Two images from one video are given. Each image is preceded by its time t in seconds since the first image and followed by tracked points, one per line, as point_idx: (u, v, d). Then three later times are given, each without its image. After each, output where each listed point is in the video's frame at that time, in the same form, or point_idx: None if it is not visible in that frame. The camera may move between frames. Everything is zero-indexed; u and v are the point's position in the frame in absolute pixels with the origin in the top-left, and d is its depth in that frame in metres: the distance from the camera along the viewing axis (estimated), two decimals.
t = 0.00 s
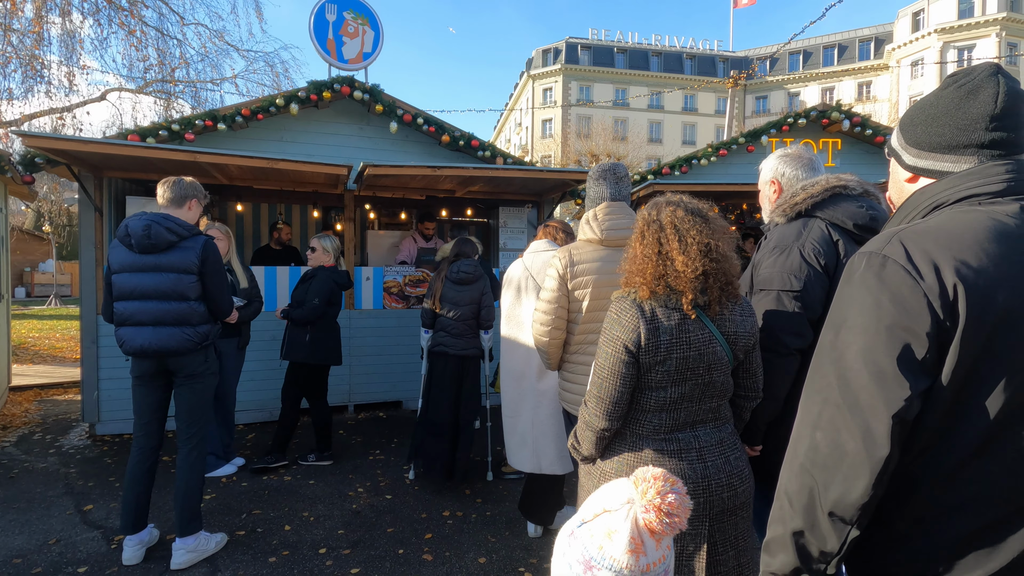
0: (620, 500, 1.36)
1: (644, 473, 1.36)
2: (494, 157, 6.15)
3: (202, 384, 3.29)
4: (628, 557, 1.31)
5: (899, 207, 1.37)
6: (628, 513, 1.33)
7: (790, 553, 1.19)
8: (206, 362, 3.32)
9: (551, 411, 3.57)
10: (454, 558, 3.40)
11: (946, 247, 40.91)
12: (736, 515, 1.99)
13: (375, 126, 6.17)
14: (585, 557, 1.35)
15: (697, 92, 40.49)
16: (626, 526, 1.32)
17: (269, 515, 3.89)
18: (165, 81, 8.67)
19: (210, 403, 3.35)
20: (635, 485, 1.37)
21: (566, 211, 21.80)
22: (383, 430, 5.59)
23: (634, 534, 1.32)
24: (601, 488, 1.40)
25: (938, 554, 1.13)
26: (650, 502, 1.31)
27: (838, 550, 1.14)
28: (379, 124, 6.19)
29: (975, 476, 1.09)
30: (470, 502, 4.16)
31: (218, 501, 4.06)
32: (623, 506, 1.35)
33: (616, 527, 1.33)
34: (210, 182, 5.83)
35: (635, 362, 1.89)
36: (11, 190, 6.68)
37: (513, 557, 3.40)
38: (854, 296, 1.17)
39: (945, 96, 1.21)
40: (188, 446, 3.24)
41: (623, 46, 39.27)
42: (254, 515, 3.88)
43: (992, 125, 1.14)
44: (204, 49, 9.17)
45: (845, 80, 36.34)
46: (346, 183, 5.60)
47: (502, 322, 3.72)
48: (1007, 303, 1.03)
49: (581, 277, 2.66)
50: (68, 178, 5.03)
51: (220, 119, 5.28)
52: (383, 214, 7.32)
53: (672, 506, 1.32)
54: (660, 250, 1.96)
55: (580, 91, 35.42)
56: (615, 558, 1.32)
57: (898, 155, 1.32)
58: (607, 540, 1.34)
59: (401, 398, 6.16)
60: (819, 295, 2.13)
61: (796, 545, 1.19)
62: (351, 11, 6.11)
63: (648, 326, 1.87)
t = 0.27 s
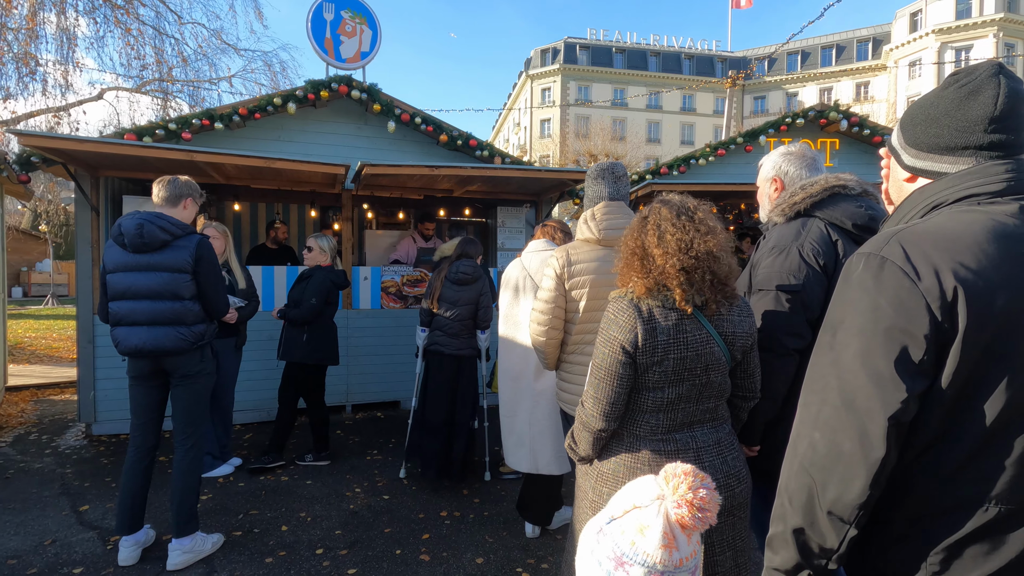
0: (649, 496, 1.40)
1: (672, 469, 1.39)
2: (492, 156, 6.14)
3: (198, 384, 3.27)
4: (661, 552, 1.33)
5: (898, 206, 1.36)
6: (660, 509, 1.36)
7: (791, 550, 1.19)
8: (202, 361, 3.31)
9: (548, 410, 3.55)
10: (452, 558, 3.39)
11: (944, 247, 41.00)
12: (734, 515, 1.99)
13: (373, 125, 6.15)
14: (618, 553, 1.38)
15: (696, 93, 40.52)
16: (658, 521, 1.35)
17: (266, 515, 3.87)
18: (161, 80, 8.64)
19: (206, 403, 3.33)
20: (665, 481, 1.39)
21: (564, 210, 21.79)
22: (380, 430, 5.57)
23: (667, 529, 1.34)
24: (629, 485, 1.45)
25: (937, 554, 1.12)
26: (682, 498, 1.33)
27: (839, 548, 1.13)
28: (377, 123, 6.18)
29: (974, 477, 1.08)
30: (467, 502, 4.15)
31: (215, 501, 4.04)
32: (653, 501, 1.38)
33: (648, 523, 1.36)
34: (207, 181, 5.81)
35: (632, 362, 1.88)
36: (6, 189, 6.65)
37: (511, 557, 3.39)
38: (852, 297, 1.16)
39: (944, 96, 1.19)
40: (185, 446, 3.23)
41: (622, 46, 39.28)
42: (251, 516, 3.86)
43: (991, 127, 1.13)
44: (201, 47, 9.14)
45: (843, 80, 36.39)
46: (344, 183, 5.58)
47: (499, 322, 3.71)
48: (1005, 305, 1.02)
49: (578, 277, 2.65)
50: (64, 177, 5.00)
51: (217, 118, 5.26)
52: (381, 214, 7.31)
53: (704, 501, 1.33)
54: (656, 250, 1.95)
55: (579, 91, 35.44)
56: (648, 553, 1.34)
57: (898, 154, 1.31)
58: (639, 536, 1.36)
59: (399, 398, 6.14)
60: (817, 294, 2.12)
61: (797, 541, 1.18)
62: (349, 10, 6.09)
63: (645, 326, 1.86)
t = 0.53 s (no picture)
0: (654, 498, 1.37)
1: (677, 471, 1.37)
2: (489, 156, 6.12)
3: (192, 385, 3.24)
4: (665, 554, 1.31)
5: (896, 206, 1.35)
6: (664, 511, 1.33)
7: (787, 554, 1.16)
8: (195, 362, 3.27)
9: (545, 411, 3.53)
10: (448, 560, 3.36)
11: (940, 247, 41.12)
12: (731, 517, 1.96)
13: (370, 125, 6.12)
14: (620, 556, 1.35)
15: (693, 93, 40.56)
16: (663, 522, 1.32)
17: (261, 517, 3.84)
18: (157, 79, 8.59)
19: (200, 405, 3.29)
20: (669, 483, 1.37)
21: (562, 210, 21.77)
22: (376, 431, 5.54)
23: (671, 531, 1.32)
24: (632, 487, 1.42)
25: (934, 557, 1.10)
26: (687, 498, 1.32)
27: (836, 551, 1.11)
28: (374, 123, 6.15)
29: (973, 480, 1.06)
30: (463, 503, 4.12)
31: (210, 503, 4.00)
32: (657, 503, 1.36)
33: (653, 524, 1.33)
34: (203, 180, 5.77)
35: (628, 362, 1.86)
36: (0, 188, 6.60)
37: (507, 559, 3.37)
38: (848, 299, 1.14)
39: (943, 96, 1.17)
40: (178, 449, 3.19)
41: (620, 47, 39.28)
42: (246, 517, 3.82)
43: (990, 128, 1.10)
44: (198, 46, 9.09)
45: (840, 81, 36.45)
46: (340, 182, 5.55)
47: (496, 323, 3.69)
48: (1001, 305, 1.00)
49: (575, 277, 2.63)
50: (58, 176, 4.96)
51: (213, 117, 5.22)
52: (377, 213, 7.29)
53: (708, 502, 1.33)
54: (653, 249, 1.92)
55: (577, 91, 35.42)
56: (653, 555, 1.31)
57: (896, 153, 1.29)
58: (644, 537, 1.33)
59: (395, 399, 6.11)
60: (815, 294, 2.11)
61: (794, 545, 1.16)
62: (346, 9, 6.06)
63: (641, 326, 1.84)
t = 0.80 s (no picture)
0: (641, 508, 1.34)
1: (664, 479, 1.33)
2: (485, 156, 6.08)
3: (185, 387, 3.19)
4: (654, 565, 1.28)
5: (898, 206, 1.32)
6: (652, 521, 1.30)
7: (785, 563, 1.13)
8: (188, 363, 3.22)
9: (542, 412, 3.49)
10: (445, 563, 3.32)
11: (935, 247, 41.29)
12: (729, 521, 1.93)
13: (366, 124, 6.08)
14: (608, 567, 1.34)
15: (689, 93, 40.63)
16: (651, 533, 1.29)
17: (255, 519, 3.79)
18: (151, 78, 8.52)
19: (192, 406, 3.24)
20: (657, 491, 1.33)
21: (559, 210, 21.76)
22: (372, 432, 5.49)
23: (660, 541, 1.29)
24: (620, 497, 1.39)
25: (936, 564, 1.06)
26: (675, 508, 1.28)
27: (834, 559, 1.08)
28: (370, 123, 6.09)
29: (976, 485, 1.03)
30: (459, 505, 4.08)
31: (203, 506, 3.95)
32: (645, 513, 1.33)
33: (641, 535, 1.30)
34: (196, 180, 5.72)
35: (625, 364, 1.83)
36: None
37: (503, 562, 3.33)
38: (844, 302, 1.11)
39: (942, 96, 1.14)
40: (170, 452, 3.14)
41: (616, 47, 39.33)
42: (239, 520, 3.77)
43: (989, 130, 1.07)
44: (193, 45, 9.02)
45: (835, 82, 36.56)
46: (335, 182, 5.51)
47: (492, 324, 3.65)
48: (1001, 307, 0.97)
49: (572, 277, 2.60)
50: (49, 176, 4.90)
51: (207, 116, 5.17)
52: (373, 213, 7.24)
53: (697, 510, 1.29)
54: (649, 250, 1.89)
55: (574, 92, 35.42)
56: (641, 567, 1.29)
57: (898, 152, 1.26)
58: (631, 549, 1.31)
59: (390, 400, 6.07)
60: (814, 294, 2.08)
61: (793, 552, 1.12)
62: (341, 8, 6.00)
63: (638, 327, 1.81)
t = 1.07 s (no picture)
0: (638, 519, 1.29)
1: (660, 488, 1.29)
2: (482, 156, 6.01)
3: (178, 391, 3.11)
4: None
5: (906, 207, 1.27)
6: (650, 532, 1.25)
7: (783, 571, 1.08)
8: (184, 368, 3.15)
9: (539, 415, 3.43)
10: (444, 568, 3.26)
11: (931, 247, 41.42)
12: (730, 528, 1.88)
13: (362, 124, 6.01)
14: None
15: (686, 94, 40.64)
16: (650, 545, 1.23)
17: (250, 524, 3.72)
18: (146, 77, 8.42)
19: (186, 410, 3.17)
20: (654, 501, 1.29)
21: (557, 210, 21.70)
22: (367, 434, 5.43)
23: (660, 553, 1.22)
24: (617, 509, 1.35)
25: None
26: (673, 517, 1.24)
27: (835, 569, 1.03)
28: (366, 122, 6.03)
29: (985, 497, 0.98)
30: (456, 508, 4.02)
31: (196, 510, 3.88)
32: (643, 524, 1.28)
33: (639, 548, 1.25)
34: (189, 180, 5.64)
35: (625, 368, 1.78)
36: None
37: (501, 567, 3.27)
38: (846, 306, 1.06)
39: (949, 97, 1.09)
40: (161, 456, 3.06)
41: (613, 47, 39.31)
42: (233, 525, 3.70)
43: (996, 132, 1.02)
44: (188, 44, 8.93)
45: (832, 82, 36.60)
46: (330, 182, 5.44)
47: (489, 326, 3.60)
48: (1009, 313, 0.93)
49: (571, 279, 2.54)
50: (40, 175, 4.82)
51: (200, 116, 5.09)
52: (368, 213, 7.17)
53: (697, 519, 1.24)
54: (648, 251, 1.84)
55: (571, 92, 35.37)
56: None
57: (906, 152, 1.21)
58: (630, 562, 1.25)
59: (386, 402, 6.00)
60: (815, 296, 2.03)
61: (792, 563, 1.07)
62: (336, 6, 5.91)
63: (638, 330, 1.75)
